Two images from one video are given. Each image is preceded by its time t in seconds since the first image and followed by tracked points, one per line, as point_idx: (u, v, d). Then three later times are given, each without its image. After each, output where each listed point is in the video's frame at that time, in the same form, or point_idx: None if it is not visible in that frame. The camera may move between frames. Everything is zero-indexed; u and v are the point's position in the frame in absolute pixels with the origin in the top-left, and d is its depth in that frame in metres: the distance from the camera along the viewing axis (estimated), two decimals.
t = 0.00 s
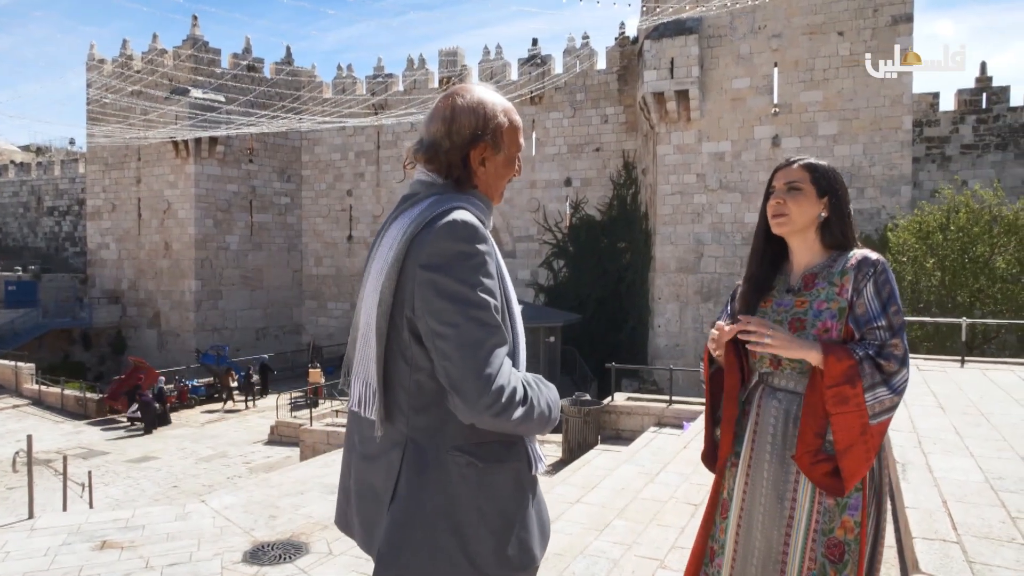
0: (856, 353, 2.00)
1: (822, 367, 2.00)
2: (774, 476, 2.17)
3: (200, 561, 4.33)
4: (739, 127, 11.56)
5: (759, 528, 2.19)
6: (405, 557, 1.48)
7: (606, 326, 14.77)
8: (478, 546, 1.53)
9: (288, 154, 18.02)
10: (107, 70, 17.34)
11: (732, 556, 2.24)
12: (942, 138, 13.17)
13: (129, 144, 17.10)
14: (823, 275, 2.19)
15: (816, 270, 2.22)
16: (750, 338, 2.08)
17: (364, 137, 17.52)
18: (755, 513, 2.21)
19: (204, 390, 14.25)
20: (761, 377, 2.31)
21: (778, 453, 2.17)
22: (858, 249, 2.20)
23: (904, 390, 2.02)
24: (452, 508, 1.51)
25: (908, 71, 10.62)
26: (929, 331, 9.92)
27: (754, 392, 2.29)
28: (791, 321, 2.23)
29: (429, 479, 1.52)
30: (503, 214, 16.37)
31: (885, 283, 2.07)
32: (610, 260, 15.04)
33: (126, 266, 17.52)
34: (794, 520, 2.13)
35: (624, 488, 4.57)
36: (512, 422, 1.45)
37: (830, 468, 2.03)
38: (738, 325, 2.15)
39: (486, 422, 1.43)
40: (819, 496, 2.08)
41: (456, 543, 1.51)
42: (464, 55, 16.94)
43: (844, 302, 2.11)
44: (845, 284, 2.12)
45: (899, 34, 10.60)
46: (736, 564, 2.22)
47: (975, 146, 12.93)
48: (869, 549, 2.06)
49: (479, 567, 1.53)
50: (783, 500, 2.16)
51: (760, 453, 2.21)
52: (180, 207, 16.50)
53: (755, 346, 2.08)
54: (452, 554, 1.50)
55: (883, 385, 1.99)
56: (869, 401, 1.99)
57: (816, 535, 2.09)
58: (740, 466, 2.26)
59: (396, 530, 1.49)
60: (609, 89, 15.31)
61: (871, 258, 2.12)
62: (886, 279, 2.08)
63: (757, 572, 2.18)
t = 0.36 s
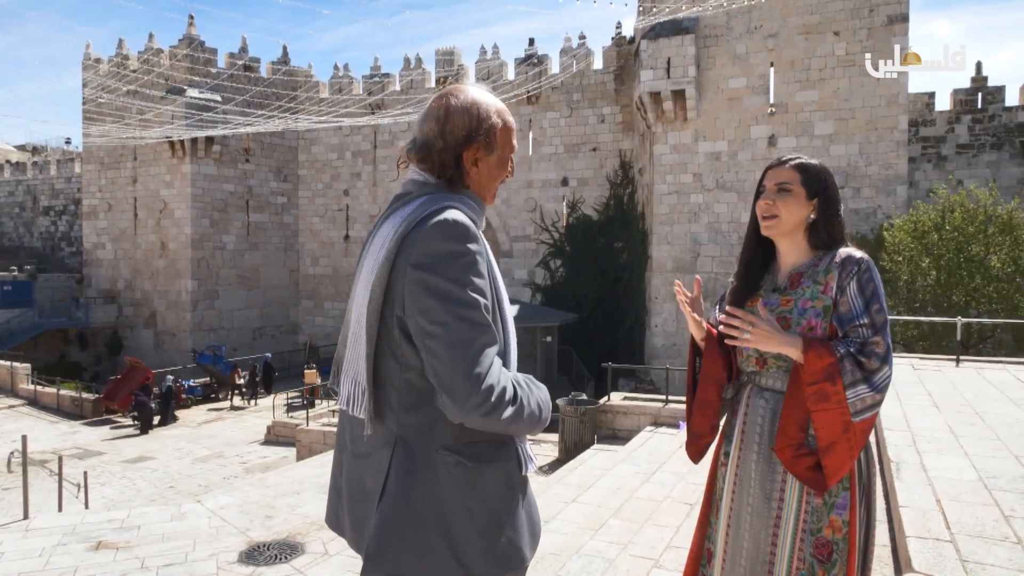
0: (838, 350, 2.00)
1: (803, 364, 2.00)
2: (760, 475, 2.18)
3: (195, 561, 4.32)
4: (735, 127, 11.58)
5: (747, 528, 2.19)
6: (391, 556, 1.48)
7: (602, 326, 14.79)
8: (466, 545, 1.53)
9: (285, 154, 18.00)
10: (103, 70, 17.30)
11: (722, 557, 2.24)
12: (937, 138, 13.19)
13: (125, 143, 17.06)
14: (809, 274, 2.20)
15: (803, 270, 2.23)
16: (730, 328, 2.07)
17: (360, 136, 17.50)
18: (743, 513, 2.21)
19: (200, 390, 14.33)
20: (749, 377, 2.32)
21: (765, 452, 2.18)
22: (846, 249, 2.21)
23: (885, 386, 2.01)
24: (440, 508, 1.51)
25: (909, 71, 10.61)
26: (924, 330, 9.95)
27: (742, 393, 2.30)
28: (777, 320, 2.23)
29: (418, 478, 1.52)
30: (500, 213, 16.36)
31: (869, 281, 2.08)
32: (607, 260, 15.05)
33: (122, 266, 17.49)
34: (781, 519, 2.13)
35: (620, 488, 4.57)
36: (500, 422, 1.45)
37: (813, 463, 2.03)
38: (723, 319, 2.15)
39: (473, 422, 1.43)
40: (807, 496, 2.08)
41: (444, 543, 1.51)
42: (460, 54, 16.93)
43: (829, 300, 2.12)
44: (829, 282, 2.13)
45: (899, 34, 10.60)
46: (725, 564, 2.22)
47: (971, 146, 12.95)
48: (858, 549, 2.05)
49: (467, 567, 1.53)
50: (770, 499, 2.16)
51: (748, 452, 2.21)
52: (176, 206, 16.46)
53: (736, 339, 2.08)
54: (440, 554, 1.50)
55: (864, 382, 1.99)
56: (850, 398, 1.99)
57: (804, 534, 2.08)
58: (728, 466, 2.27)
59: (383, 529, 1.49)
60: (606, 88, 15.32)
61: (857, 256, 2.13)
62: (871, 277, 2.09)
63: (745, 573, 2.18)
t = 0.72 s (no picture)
0: (830, 354, 2.00)
1: (798, 371, 1.99)
2: (750, 476, 2.18)
3: (192, 561, 4.32)
4: (733, 127, 11.57)
5: (737, 528, 2.19)
6: (384, 556, 1.48)
7: (601, 326, 14.79)
8: (458, 544, 1.53)
9: (283, 154, 17.98)
10: (102, 70, 17.28)
11: (712, 558, 2.24)
12: (935, 138, 13.19)
13: (123, 143, 17.05)
14: (795, 275, 2.20)
15: (789, 270, 2.23)
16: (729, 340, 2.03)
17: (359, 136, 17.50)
18: (733, 514, 2.20)
19: (198, 391, 14.41)
20: (738, 379, 2.33)
21: (755, 453, 2.18)
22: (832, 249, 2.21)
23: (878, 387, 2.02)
24: (432, 507, 1.51)
25: (906, 71, 10.64)
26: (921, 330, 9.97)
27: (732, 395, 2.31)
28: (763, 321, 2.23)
29: (410, 477, 1.52)
30: (498, 213, 16.36)
31: (856, 282, 2.09)
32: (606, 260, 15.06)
33: (121, 266, 17.48)
34: (772, 519, 2.13)
35: (617, 488, 4.57)
36: (493, 423, 1.46)
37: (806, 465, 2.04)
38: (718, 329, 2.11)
39: (467, 422, 1.43)
40: (797, 496, 2.08)
41: (437, 541, 1.51)
42: (459, 54, 16.93)
43: (816, 300, 2.12)
44: (816, 282, 2.13)
45: (897, 35, 10.62)
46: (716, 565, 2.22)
47: (969, 146, 12.96)
48: (849, 548, 2.05)
49: (459, 566, 1.53)
50: (761, 500, 2.16)
51: (738, 452, 2.21)
52: (175, 206, 16.45)
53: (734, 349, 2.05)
54: (432, 553, 1.50)
55: (856, 385, 1.99)
56: (844, 402, 1.99)
57: (794, 534, 2.09)
58: (718, 467, 2.27)
59: (375, 528, 1.49)
60: (604, 88, 15.31)
61: (843, 256, 2.13)
62: (857, 277, 2.09)
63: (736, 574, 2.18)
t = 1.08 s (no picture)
0: (816, 352, 2.01)
1: (784, 367, 2.00)
2: (735, 474, 2.18)
3: (190, 561, 4.32)
4: (733, 127, 11.57)
5: (722, 527, 2.19)
6: (365, 554, 1.48)
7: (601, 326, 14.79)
8: (440, 543, 1.54)
9: (283, 154, 17.97)
10: (102, 70, 17.30)
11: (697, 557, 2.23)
12: (936, 137, 13.18)
13: (123, 144, 17.05)
14: (783, 273, 2.20)
15: (776, 268, 2.23)
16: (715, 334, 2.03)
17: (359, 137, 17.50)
18: (718, 512, 2.20)
19: (198, 390, 14.53)
20: (723, 377, 2.33)
21: (740, 451, 2.18)
22: (819, 248, 2.21)
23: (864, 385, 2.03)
24: (414, 505, 1.51)
25: (906, 71, 10.64)
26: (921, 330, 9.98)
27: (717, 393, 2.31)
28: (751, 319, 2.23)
29: (392, 476, 1.52)
30: (498, 213, 16.36)
31: (844, 280, 2.08)
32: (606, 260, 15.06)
33: (121, 266, 17.49)
34: (756, 518, 2.13)
35: (615, 488, 4.57)
36: (476, 421, 1.46)
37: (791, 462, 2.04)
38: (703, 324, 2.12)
39: (449, 420, 1.43)
40: (782, 494, 2.09)
41: (418, 539, 1.51)
42: (459, 55, 16.93)
43: (803, 299, 2.12)
44: (803, 281, 2.13)
45: (896, 35, 10.61)
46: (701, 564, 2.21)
47: (969, 146, 12.96)
48: (833, 546, 2.06)
49: (441, 565, 1.53)
50: (745, 498, 2.16)
51: (723, 451, 2.21)
52: (175, 207, 16.47)
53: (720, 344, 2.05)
54: (413, 551, 1.51)
55: (841, 383, 2.00)
56: (830, 400, 1.99)
57: (779, 532, 2.09)
58: (704, 466, 2.26)
59: (355, 527, 1.50)
60: (604, 88, 15.31)
61: (830, 255, 2.13)
62: (844, 276, 2.09)
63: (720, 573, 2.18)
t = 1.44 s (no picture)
0: (786, 346, 2.01)
1: (752, 358, 2.01)
2: (716, 473, 2.18)
3: (188, 561, 4.33)
4: (734, 127, 11.58)
5: (703, 526, 2.19)
6: (335, 550, 1.50)
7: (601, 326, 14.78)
8: (410, 541, 1.54)
9: (285, 155, 17.96)
10: (104, 71, 17.34)
11: (678, 557, 2.23)
12: (937, 137, 13.17)
13: (125, 144, 17.08)
14: (763, 273, 2.20)
15: (757, 269, 2.23)
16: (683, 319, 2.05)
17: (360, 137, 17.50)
18: (700, 510, 2.20)
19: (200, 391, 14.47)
20: (705, 375, 2.33)
21: (721, 450, 2.18)
22: (799, 248, 2.21)
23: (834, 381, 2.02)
24: (384, 504, 1.53)
25: (906, 71, 10.64)
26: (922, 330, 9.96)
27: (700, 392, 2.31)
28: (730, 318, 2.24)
29: (363, 474, 1.54)
30: (499, 214, 16.35)
31: (821, 279, 2.08)
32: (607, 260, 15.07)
33: (123, 267, 17.52)
34: (737, 517, 2.13)
35: (611, 488, 4.56)
36: (447, 420, 1.46)
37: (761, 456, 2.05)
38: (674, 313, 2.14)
39: (419, 418, 1.44)
40: (762, 492, 2.09)
41: (387, 537, 1.53)
42: (460, 55, 16.94)
43: (781, 297, 2.13)
44: (782, 280, 2.13)
45: (896, 35, 10.62)
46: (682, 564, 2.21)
47: (970, 145, 12.94)
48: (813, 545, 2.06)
49: (411, 563, 1.54)
50: (726, 498, 2.16)
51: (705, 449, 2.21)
52: (177, 207, 16.51)
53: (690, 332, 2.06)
54: (383, 548, 1.52)
55: (809, 376, 2.00)
56: (796, 392, 2.00)
57: (759, 531, 2.09)
58: (686, 465, 2.26)
59: (326, 524, 1.51)
60: (605, 88, 15.32)
61: (809, 254, 2.13)
62: (821, 274, 2.08)
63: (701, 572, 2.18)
